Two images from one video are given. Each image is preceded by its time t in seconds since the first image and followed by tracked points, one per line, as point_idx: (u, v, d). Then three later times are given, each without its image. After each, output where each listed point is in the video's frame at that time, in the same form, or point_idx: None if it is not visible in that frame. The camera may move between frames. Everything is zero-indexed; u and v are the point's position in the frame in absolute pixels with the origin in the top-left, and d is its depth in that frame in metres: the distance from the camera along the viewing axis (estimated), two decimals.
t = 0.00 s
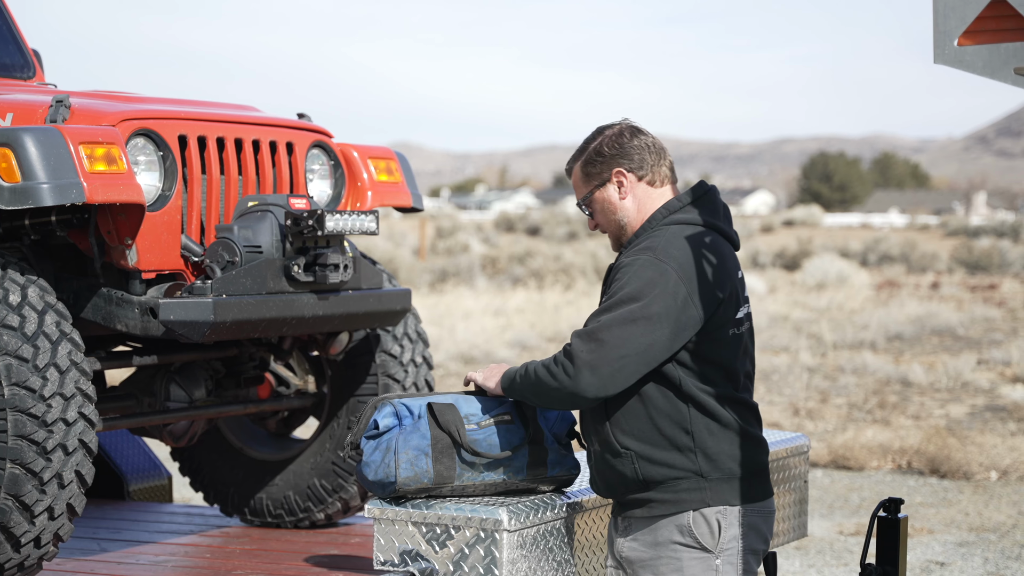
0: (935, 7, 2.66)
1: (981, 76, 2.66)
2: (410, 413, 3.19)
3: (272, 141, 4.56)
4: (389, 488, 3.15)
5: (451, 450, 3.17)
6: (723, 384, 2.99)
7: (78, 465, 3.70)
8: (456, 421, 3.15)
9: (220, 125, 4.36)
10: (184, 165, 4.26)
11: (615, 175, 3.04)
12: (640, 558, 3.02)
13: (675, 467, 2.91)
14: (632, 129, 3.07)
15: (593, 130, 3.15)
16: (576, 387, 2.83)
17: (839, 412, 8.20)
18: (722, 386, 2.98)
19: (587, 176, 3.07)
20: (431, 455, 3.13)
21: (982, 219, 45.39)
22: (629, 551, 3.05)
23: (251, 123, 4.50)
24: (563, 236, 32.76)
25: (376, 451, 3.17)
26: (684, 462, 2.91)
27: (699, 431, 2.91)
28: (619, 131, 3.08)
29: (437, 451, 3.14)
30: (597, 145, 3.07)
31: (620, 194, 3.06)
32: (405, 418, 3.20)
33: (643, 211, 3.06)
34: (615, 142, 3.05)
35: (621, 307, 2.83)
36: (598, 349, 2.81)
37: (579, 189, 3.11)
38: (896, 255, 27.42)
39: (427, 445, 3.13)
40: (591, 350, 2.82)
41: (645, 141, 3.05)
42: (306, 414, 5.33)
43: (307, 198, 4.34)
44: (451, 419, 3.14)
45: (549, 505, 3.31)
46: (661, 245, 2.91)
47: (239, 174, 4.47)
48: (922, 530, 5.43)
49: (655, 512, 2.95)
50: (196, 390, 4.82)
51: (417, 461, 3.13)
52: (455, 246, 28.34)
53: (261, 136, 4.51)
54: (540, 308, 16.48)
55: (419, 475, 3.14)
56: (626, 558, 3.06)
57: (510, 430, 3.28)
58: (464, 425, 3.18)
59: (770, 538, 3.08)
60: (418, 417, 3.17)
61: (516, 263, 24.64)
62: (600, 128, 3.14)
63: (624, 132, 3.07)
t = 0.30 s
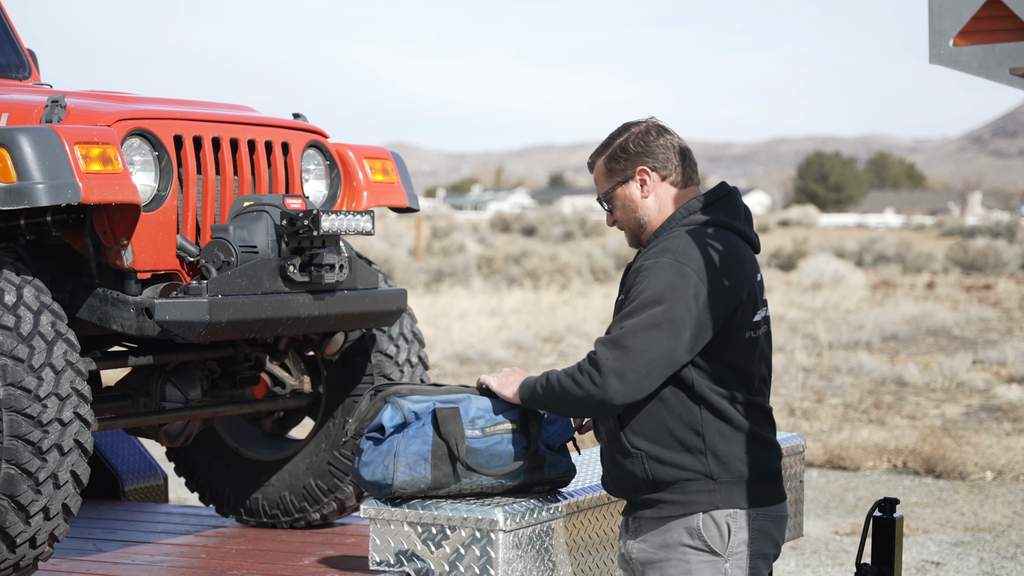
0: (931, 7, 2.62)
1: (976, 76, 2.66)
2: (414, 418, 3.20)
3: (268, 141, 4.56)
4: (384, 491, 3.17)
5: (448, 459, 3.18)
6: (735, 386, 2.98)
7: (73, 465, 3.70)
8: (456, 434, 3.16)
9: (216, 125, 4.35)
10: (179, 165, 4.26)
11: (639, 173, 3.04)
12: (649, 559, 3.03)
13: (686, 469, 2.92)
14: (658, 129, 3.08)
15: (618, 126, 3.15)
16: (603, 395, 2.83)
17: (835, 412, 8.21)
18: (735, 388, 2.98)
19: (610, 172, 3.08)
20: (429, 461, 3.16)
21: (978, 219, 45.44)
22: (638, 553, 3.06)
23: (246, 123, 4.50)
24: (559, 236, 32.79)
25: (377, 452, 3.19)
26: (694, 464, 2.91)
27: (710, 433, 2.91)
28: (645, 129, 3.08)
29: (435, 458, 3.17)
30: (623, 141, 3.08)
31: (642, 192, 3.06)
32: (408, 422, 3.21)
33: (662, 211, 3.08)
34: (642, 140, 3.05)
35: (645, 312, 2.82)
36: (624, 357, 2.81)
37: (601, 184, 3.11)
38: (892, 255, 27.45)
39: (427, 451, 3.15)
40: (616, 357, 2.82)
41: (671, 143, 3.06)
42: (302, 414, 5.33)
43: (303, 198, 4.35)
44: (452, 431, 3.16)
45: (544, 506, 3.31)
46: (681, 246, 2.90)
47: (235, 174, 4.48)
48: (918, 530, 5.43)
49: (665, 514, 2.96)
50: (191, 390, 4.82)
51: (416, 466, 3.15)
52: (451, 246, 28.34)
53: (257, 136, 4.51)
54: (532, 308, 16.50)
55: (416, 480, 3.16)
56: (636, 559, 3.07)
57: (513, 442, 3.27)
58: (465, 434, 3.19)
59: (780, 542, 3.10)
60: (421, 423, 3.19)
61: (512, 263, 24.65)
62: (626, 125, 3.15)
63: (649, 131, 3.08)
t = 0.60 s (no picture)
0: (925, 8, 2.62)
1: (970, 76, 2.64)
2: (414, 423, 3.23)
3: (262, 141, 4.56)
4: (379, 492, 3.21)
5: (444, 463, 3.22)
6: (741, 389, 2.99)
7: (68, 465, 3.70)
8: (454, 442, 3.14)
9: (210, 125, 4.35)
10: (173, 165, 4.26)
11: (652, 172, 3.04)
12: (648, 559, 3.03)
13: (688, 471, 2.92)
14: (670, 128, 3.08)
15: (628, 122, 3.14)
16: (641, 407, 2.79)
17: (829, 412, 8.21)
18: (740, 391, 2.98)
19: (622, 170, 3.06)
20: (426, 466, 3.20)
21: (972, 219, 45.51)
22: (637, 553, 3.06)
23: (240, 124, 4.50)
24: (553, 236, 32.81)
25: (373, 453, 3.22)
26: (696, 466, 2.91)
27: (713, 436, 2.92)
28: (658, 128, 3.08)
29: (433, 462, 3.20)
30: (637, 139, 3.06)
31: (653, 192, 3.07)
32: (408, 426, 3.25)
33: (672, 212, 3.10)
34: (657, 139, 3.04)
35: (677, 321, 2.78)
36: (660, 368, 2.77)
37: (611, 179, 3.09)
38: (886, 255, 27.47)
39: (425, 456, 3.19)
40: (651, 368, 2.77)
41: (685, 142, 3.06)
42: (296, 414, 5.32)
43: (297, 198, 4.35)
44: (451, 439, 3.15)
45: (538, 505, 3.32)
46: (699, 249, 2.88)
47: (229, 174, 4.47)
48: (912, 530, 5.43)
49: (664, 515, 2.96)
50: (185, 390, 4.81)
51: (412, 470, 3.20)
52: (445, 246, 28.33)
53: (252, 137, 4.51)
54: (527, 308, 16.51)
55: (411, 484, 3.19)
56: (635, 559, 3.07)
57: (513, 452, 3.23)
58: (464, 442, 3.17)
59: (779, 545, 3.10)
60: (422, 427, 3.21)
61: (506, 263, 24.66)
62: (638, 121, 3.13)
63: (663, 130, 3.07)
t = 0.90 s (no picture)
0: (915, 7, 2.55)
1: (960, 77, 2.59)
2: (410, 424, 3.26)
3: (252, 141, 4.56)
4: (370, 491, 3.21)
5: (437, 463, 3.21)
6: (745, 387, 3.01)
7: (58, 466, 3.69)
8: (450, 444, 3.16)
9: (200, 125, 4.35)
10: (164, 166, 4.26)
11: (645, 171, 3.05)
12: (647, 558, 3.01)
13: (691, 470, 2.91)
14: (665, 127, 3.09)
15: (620, 120, 3.13)
16: (669, 412, 2.78)
17: (820, 412, 8.21)
18: (742, 390, 3.00)
19: (616, 168, 3.06)
20: (417, 465, 3.19)
21: (964, 219, 45.60)
22: (635, 553, 3.04)
23: (231, 124, 4.50)
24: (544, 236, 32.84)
25: (366, 451, 3.24)
26: (700, 465, 2.91)
27: (716, 436, 2.92)
28: (653, 126, 3.08)
29: (424, 462, 3.20)
30: (631, 136, 3.06)
31: (646, 191, 3.07)
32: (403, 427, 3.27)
33: (664, 212, 3.10)
34: (652, 138, 3.05)
35: (699, 325, 2.78)
36: (686, 372, 2.76)
37: (603, 177, 3.09)
38: (876, 255, 27.51)
39: (416, 455, 3.19)
40: (677, 374, 2.76)
41: (678, 142, 3.08)
42: (287, 414, 5.32)
43: (288, 198, 4.35)
44: (447, 444, 3.16)
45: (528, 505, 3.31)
46: (706, 251, 2.88)
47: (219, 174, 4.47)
48: (902, 529, 5.44)
49: (665, 514, 2.95)
50: (176, 390, 4.80)
51: (403, 469, 3.19)
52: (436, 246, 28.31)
53: (242, 137, 4.51)
54: (518, 308, 16.52)
55: (402, 483, 3.19)
56: (633, 559, 3.05)
57: (506, 457, 3.25)
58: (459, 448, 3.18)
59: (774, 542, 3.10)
60: (415, 429, 3.24)
61: (497, 263, 24.66)
62: (632, 118, 3.14)
63: (658, 129, 3.08)
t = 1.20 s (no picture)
0: (905, 8, 2.52)
1: (950, 76, 2.54)
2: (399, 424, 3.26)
3: (242, 141, 4.55)
4: (361, 491, 3.20)
5: (426, 462, 3.21)
6: (728, 389, 3.02)
7: (48, 466, 3.68)
8: (439, 443, 3.16)
9: (190, 125, 4.35)
10: (154, 165, 4.25)
11: (644, 167, 3.04)
12: (627, 556, 3.01)
13: (671, 469, 2.91)
14: (662, 125, 3.09)
15: (618, 115, 3.12)
16: (655, 417, 2.78)
17: (811, 412, 8.21)
18: (725, 391, 3.00)
19: (615, 161, 3.04)
20: (407, 464, 3.19)
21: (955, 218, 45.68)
22: (615, 551, 3.04)
23: (221, 124, 4.49)
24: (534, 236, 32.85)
25: (356, 452, 3.24)
26: (679, 465, 2.91)
27: (697, 437, 2.92)
28: (652, 123, 3.08)
29: (413, 461, 3.20)
30: (632, 131, 3.05)
31: (642, 187, 3.07)
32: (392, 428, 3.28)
33: (657, 210, 3.10)
34: (652, 135, 3.05)
35: (688, 329, 2.78)
36: (673, 376, 2.76)
37: (598, 170, 3.07)
38: (867, 255, 27.54)
39: (405, 454, 3.19)
40: (664, 378, 2.76)
41: (675, 141, 3.09)
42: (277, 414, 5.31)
43: (278, 198, 4.34)
44: (436, 442, 3.16)
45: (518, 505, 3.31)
46: (696, 254, 2.88)
47: (209, 173, 4.46)
48: (893, 529, 5.44)
49: (645, 512, 2.95)
50: (166, 390, 4.82)
51: (393, 468, 3.19)
52: (426, 246, 28.28)
53: (232, 137, 4.51)
54: (509, 308, 16.51)
55: (392, 483, 3.19)
56: (613, 557, 3.05)
57: (495, 454, 3.24)
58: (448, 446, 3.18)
59: (756, 540, 3.10)
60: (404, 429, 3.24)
61: (488, 263, 24.66)
62: (628, 113, 3.12)
63: (656, 126, 3.08)
